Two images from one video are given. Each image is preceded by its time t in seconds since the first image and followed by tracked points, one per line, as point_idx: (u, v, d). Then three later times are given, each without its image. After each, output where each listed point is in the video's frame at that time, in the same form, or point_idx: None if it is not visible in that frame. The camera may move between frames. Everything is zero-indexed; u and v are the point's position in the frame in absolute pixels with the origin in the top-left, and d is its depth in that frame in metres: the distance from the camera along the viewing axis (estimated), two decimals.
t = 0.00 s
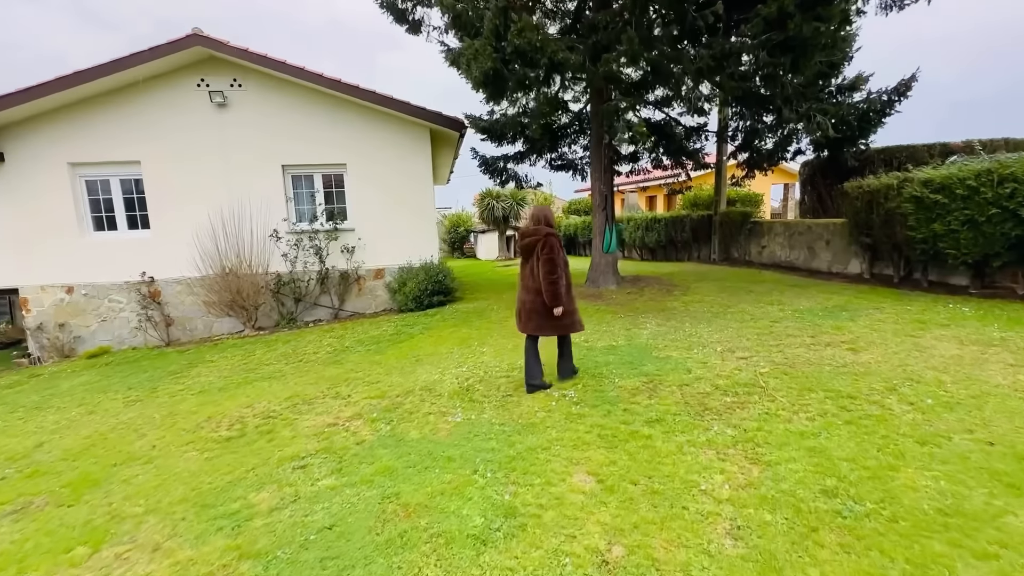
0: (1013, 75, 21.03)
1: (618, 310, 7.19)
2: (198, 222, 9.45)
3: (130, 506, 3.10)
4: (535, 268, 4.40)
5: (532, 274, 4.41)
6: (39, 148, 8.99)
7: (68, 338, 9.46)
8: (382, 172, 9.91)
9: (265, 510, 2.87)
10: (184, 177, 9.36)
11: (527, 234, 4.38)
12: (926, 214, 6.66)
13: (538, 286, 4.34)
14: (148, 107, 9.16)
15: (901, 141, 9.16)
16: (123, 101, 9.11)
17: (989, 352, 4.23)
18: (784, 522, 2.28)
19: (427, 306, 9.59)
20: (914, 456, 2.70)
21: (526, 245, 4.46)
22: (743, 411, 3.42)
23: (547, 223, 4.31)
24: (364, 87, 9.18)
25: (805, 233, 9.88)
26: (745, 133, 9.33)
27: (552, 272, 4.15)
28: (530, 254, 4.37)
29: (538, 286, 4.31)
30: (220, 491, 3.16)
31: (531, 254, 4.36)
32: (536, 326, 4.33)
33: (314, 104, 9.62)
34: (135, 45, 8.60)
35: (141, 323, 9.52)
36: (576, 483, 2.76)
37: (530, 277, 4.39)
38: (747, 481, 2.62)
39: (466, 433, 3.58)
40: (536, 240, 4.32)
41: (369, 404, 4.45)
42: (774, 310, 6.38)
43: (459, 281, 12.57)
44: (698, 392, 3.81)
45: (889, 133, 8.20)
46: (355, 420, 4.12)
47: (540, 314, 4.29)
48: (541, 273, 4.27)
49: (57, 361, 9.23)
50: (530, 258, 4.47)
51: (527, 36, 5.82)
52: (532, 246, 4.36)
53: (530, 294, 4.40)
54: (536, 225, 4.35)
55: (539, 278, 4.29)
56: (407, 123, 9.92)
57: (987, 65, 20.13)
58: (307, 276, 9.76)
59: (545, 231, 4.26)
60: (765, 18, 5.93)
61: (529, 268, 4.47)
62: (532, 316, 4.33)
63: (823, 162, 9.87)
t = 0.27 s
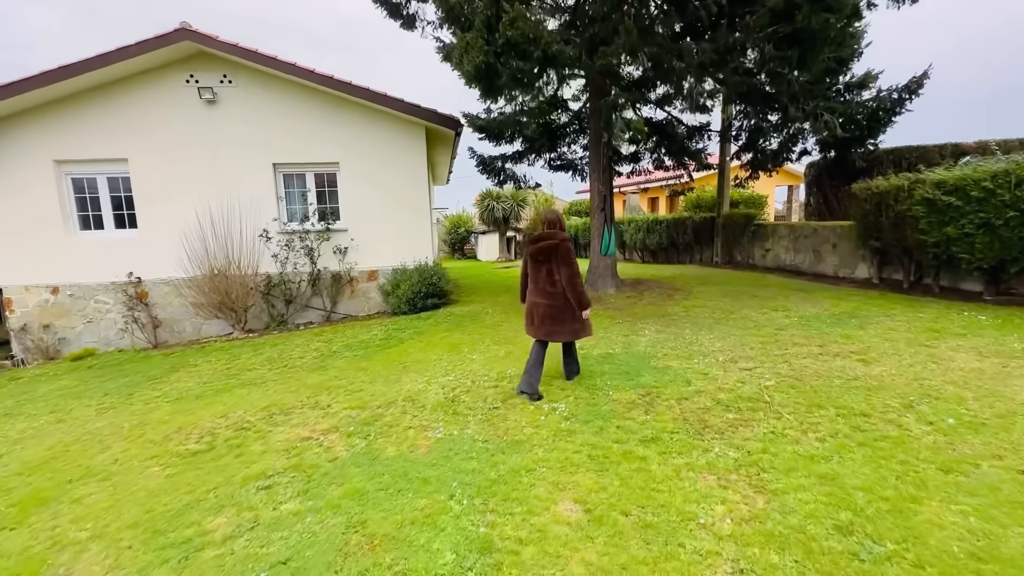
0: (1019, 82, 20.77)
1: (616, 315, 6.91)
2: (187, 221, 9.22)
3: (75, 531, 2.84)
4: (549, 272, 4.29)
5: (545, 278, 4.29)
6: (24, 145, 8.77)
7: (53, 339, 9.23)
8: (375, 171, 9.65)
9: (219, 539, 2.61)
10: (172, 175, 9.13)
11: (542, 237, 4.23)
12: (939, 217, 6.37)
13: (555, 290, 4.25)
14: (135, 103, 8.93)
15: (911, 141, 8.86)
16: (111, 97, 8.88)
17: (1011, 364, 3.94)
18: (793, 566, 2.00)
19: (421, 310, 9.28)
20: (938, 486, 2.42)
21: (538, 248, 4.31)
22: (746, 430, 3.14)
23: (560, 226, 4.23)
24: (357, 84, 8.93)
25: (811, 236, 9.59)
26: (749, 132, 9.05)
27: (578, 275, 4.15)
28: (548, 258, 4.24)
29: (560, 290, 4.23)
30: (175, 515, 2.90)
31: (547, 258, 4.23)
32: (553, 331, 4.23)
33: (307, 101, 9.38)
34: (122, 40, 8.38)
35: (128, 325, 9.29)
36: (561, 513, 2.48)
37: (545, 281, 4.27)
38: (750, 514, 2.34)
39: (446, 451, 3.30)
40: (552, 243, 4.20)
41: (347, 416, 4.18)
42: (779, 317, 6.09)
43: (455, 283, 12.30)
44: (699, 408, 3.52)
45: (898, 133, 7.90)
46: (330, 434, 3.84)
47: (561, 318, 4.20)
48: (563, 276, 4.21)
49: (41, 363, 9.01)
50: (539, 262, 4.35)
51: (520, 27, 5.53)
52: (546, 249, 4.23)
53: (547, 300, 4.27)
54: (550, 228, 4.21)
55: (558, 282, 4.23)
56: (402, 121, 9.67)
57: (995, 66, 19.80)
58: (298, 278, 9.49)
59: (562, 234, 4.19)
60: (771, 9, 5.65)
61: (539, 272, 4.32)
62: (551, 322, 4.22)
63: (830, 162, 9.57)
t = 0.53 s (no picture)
0: None
1: (617, 323, 6.58)
2: (178, 221, 8.98)
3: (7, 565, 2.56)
4: (559, 266, 4.31)
5: (556, 271, 4.28)
6: (12, 142, 8.56)
7: (40, 341, 8.99)
8: (371, 170, 9.36)
9: None
10: (163, 174, 8.89)
11: (553, 230, 4.22)
12: (961, 222, 5.99)
13: (568, 282, 4.25)
14: (125, 100, 8.70)
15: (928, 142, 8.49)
16: (101, 93, 8.66)
17: None
18: None
19: (416, 314, 8.94)
20: (981, 534, 2.09)
21: (550, 241, 4.28)
22: (757, 458, 2.81)
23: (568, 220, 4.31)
24: (352, 81, 8.67)
25: (822, 240, 9.24)
26: (758, 133, 8.71)
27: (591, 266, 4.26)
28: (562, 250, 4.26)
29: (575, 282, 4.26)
30: (119, 546, 2.62)
31: (560, 251, 4.24)
32: (568, 324, 4.21)
33: (301, 98, 9.12)
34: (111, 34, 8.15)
35: (116, 327, 9.05)
36: (544, 558, 2.17)
37: (558, 274, 4.26)
38: (762, 565, 2.02)
39: (423, 476, 3.00)
40: (564, 236, 4.25)
41: (324, 432, 3.89)
42: (790, 326, 5.75)
43: (454, 287, 12.00)
44: (704, 430, 3.19)
45: (916, 133, 7.53)
46: (302, 453, 3.55)
47: (576, 310, 4.21)
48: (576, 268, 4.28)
49: (27, 366, 8.79)
50: (548, 257, 4.33)
51: (515, 16, 5.25)
52: (557, 242, 4.26)
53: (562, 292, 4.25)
54: (561, 221, 4.24)
55: (570, 275, 4.28)
56: (399, 119, 9.39)
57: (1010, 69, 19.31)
58: (291, 280, 9.19)
59: (572, 228, 4.30)
60: None
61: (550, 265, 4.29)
62: (566, 315, 4.19)
63: (843, 164, 9.21)
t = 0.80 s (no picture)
0: None
1: (626, 330, 6.25)
2: (179, 222, 8.82)
3: None
4: (570, 276, 4.30)
5: (567, 281, 4.26)
6: (16, 143, 8.49)
7: (41, 343, 8.89)
8: (373, 171, 9.11)
9: None
10: (164, 175, 8.75)
11: (565, 241, 4.17)
12: (999, 227, 5.56)
13: (578, 293, 4.29)
14: (128, 99, 8.59)
15: (957, 141, 8.04)
16: (103, 93, 8.56)
17: None
18: None
19: (418, 318, 8.64)
20: None
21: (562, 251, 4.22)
22: (779, 495, 2.48)
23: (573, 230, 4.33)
24: (354, 79, 8.44)
25: (843, 244, 8.81)
26: (776, 133, 8.32)
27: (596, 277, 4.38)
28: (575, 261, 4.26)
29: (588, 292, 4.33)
30: None
31: (572, 262, 4.24)
32: (579, 334, 4.24)
33: (304, 98, 8.92)
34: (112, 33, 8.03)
35: (117, 329, 8.91)
36: None
37: (570, 284, 4.24)
38: None
39: (404, 506, 2.72)
40: (575, 246, 4.25)
41: (306, 450, 3.63)
42: (811, 337, 5.37)
43: (461, 290, 11.73)
44: (719, 458, 2.87)
45: (944, 131, 7.12)
46: (280, 474, 3.29)
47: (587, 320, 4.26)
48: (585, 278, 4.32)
49: (29, 368, 8.71)
50: (558, 266, 4.28)
51: (516, 6, 4.98)
52: (568, 252, 4.24)
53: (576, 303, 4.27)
54: (570, 232, 4.24)
55: (581, 285, 4.29)
56: (403, 118, 9.14)
57: None
58: (292, 283, 8.94)
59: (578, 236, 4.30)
60: None
61: (562, 275, 4.23)
62: (579, 325, 4.22)
63: (867, 163, 8.77)
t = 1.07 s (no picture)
0: None
1: (642, 335, 5.86)
2: (187, 222, 8.69)
3: None
4: (579, 269, 4.13)
5: (577, 275, 4.10)
6: (30, 143, 8.52)
7: (54, 343, 8.90)
8: (382, 168, 8.84)
9: None
10: (173, 174, 8.65)
11: (574, 234, 4.03)
12: None
13: (588, 286, 4.14)
14: (138, 98, 8.54)
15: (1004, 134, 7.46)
16: (115, 92, 8.54)
17: None
18: None
19: (427, 320, 8.36)
20: None
21: (572, 244, 4.06)
22: (816, 537, 2.10)
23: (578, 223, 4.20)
24: (361, 74, 8.19)
25: (878, 244, 8.26)
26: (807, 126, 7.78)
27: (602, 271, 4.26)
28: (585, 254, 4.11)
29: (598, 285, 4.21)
30: None
31: (582, 255, 4.08)
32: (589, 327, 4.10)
33: (312, 95, 8.72)
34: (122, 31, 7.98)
35: (128, 329, 8.86)
36: None
37: (580, 277, 4.08)
38: None
39: (383, 535, 2.42)
40: (583, 239, 4.10)
41: (290, 464, 3.37)
42: (845, 345, 4.92)
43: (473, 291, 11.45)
44: (744, 486, 2.49)
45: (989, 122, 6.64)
46: (258, 491, 3.03)
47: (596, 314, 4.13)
48: (593, 272, 4.17)
49: (42, 367, 8.72)
50: (566, 259, 4.09)
51: None
52: (577, 245, 4.08)
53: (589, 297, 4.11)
54: (577, 225, 4.10)
55: (589, 278, 4.14)
56: (412, 115, 8.87)
57: None
58: (300, 284, 8.73)
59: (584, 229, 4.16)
60: None
61: (572, 269, 4.06)
62: (589, 318, 4.07)
63: (906, 157, 8.18)
